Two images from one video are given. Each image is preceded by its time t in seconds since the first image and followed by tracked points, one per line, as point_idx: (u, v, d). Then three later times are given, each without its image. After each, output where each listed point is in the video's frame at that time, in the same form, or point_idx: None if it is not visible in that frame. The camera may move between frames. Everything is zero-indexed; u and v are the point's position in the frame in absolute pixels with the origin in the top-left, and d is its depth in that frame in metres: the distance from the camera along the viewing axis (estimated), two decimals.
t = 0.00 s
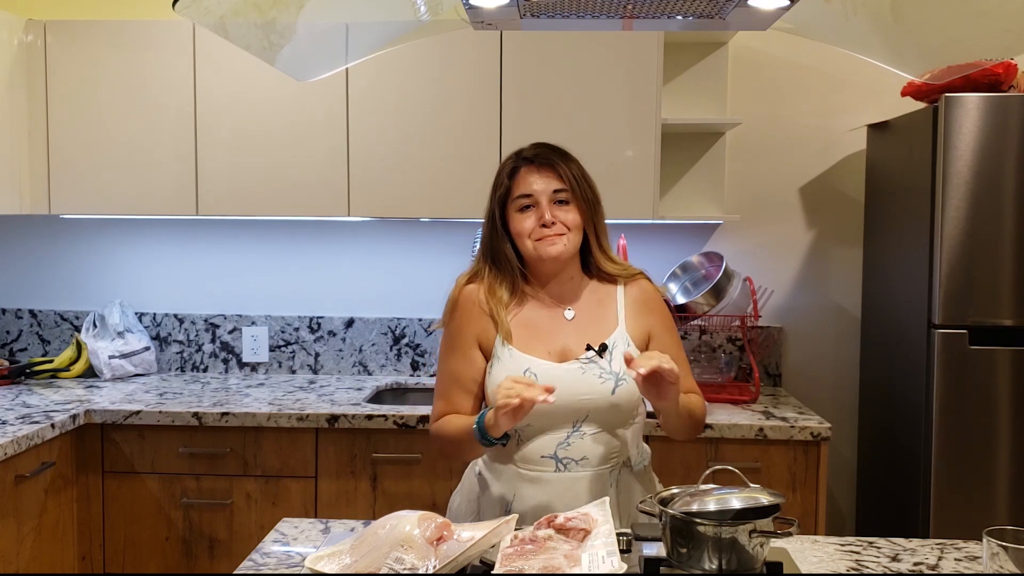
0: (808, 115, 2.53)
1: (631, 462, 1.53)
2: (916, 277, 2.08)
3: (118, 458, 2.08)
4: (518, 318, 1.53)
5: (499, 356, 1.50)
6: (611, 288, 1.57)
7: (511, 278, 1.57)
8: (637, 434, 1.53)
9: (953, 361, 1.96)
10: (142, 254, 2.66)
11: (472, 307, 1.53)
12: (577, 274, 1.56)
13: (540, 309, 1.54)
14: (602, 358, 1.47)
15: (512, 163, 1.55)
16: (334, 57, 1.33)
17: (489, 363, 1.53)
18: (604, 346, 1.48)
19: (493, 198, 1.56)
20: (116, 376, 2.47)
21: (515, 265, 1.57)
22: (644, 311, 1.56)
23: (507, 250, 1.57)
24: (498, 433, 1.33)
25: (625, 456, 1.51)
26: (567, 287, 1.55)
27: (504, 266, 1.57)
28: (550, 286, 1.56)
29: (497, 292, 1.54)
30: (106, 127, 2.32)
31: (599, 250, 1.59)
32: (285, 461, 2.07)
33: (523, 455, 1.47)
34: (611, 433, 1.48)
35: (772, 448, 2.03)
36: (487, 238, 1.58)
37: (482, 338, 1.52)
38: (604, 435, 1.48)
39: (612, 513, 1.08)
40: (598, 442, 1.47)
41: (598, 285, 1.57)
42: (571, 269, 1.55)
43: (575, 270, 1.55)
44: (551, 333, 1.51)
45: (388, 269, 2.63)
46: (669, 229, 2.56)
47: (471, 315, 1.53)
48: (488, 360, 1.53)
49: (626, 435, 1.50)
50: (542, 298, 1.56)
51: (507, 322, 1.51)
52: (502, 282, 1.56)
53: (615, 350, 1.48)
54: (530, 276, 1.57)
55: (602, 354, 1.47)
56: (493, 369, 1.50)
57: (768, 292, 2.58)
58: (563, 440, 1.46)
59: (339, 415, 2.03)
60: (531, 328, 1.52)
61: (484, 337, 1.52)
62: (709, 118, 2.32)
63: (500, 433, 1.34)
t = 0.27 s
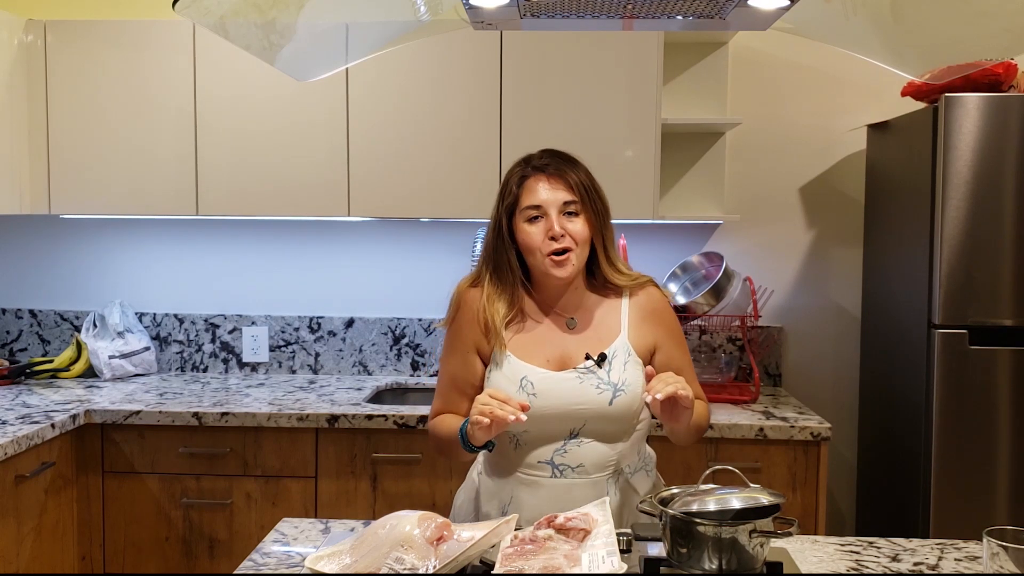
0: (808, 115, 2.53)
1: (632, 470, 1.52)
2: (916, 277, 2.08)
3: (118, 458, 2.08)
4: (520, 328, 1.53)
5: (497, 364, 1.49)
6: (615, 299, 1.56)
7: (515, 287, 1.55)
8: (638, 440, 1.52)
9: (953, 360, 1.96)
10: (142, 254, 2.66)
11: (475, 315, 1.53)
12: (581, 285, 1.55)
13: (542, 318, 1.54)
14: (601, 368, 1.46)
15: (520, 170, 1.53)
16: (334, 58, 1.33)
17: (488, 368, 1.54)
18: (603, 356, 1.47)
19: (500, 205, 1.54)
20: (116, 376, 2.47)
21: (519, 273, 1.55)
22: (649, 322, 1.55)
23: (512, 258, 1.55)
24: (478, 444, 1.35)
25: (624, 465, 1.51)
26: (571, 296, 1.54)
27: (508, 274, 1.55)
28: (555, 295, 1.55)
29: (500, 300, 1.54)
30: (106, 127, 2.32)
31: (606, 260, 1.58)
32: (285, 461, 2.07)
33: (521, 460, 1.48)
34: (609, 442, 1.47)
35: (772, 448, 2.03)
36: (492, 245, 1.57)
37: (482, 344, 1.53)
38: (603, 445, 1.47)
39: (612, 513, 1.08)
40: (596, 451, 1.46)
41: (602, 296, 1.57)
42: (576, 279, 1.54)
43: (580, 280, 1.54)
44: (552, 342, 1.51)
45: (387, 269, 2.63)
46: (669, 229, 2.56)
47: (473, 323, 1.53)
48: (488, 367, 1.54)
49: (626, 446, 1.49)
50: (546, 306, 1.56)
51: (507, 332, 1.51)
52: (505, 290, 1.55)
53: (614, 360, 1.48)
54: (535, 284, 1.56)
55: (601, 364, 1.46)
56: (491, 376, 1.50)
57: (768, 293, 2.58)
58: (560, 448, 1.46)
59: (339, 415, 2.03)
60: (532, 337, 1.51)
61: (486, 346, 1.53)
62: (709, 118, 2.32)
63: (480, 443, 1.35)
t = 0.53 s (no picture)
0: (808, 114, 2.53)
1: (632, 470, 1.52)
2: (916, 277, 2.08)
3: (118, 458, 2.08)
4: (521, 326, 1.53)
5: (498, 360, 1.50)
6: (618, 299, 1.55)
7: (518, 284, 1.56)
8: (639, 440, 1.52)
9: (953, 360, 1.96)
10: (142, 254, 2.66)
11: (477, 312, 1.54)
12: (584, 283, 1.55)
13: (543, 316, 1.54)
14: (601, 366, 1.46)
15: (527, 168, 1.53)
16: (334, 58, 1.33)
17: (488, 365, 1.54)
18: (603, 353, 1.47)
19: (505, 202, 1.55)
20: (116, 376, 2.47)
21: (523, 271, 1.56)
22: (650, 322, 1.54)
23: (516, 255, 1.55)
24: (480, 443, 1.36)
25: (624, 464, 1.50)
26: (573, 295, 1.54)
27: (513, 271, 1.57)
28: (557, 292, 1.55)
29: (503, 297, 1.55)
30: (106, 127, 2.31)
31: (610, 259, 1.57)
32: (285, 461, 2.07)
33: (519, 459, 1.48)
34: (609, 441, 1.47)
35: (772, 448, 2.03)
36: (497, 242, 1.57)
37: (484, 340, 1.54)
38: (601, 444, 1.47)
39: (612, 513, 1.08)
40: (594, 450, 1.46)
41: (605, 296, 1.56)
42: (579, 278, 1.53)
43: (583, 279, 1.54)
44: (552, 340, 1.51)
45: (387, 269, 2.63)
46: (669, 229, 2.56)
47: (475, 320, 1.54)
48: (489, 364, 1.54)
49: (626, 445, 1.49)
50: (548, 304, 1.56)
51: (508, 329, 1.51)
52: (508, 287, 1.56)
53: (614, 358, 1.47)
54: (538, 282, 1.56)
55: (600, 361, 1.46)
56: (491, 372, 1.50)
57: (768, 293, 2.58)
58: (558, 446, 1.46)
59: (339, 415, 2.03)
60: (533, 335, 1.51)
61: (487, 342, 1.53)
62: (709, 119, 2.32)
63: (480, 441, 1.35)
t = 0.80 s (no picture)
0: (808, 114, 2.53)
1: (632, 467, 1.51)
2: (916, 277, 2.08)
3: (118, 458, 2.08)
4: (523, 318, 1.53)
5: (499, 352, 1.50)
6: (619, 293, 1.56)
7: (522, 276, 1.56)
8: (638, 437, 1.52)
9: (953, 361, 1.96)
10: (142, 254, 2.66)
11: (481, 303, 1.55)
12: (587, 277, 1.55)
13: (545, 309, 1.54)
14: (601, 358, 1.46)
15: (537, 159, 1.53)
16: (335, 58, 1.33)
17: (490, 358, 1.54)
18: (604, 346, 1.47)
19: (514, 193, 1.55)
20: (116, 376, 2.47)
21: (528, 263, 1.56)
22: (651, 316, 1.54)
23: (523, 248, 1.56)
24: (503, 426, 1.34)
25: (623, 461, 1.50)
26: (577, 290, 1.54)
27: (517, 263, 1.57)
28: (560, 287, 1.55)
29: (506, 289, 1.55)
30: (106, 127, 2.31)
31: (613, 254, 1.58)
32: (285, 462, 2.07)
33: (519, 455, 1.47)
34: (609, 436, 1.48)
35: (772, 448, 2.03)
36: (503, 234, 1.57)
37: (486, 334, 1.54)
38: (601, 439, 1.47)
39: (612, 513, 1.07)
40: (594, 446, 1.46)
41: (607, 290, 1.56)
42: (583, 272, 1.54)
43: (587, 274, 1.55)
44: (553, 334, 1.51)
45: (388, 269, 2.63)
46: (669, 229, 2.56)
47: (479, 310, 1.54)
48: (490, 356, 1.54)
49: (625, 440, 1.49)
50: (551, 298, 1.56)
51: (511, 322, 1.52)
52: (512, 279, 1.56)
53: (615, 351, 1.48)
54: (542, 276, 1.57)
55: (601, 354, 1.47)
56: (492, 364, 1.50)
57: (768, 292, 2.58)
58: (558, 441, 1.46)
59: (339, 415, 2.03)
60: (534, 328, 1.52)
61: (490, 334, 1.54)
62: (709, 119, 2.32)
63: (503, 429, 1.35)
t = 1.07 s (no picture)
0: (808, 114, 2.53)
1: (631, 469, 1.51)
2: (916, 277, 2.07)
3: (118, 458, 2.08)
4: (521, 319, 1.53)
5: (497, 353, 1.50)
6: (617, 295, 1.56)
7: (519, 277, 1.56)
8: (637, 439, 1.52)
9: (953, 361, 1.96)
10: (142, 254, 2.66)
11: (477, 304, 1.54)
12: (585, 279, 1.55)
13: (542, 311, 1.54)
14: (601, 359, 1.46)
15: (534, 161, 1.53)
16: (335, 58, 1.33)
17: (485, 360, 1.54)
18: (603, 347, 1.47)
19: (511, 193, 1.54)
20: (116, 376, 2.47)
21: (525, 264, 1.56)
22: (650, 317, 1.54)
23: (519, 250, 1.55)
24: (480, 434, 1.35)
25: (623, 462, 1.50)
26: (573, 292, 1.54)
27: (515, 264, 1.57)
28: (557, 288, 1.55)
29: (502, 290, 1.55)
30: (106, 127, 2.31)
31: (612, 256, 1.57)
32: (286, 461, 2.07)
33: (518, 456, 1.48)
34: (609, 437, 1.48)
35: (772, 448, 2.03)
36: (500, 235, 1.57)
37: (481, 335, 1.54)
38: (601, 440, 1.47)
39: (612, 513, 1.07)
40: (594, 447, 1.46)
41: (605, 292, 1.56)
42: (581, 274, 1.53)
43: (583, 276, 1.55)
44: (552, 335, 1.51)
45: (388, 269, 2.63)
46: (669, 229, 2.56)
47: (475, 312, 1.54)
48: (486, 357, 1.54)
49: (625, 441, 1.49)
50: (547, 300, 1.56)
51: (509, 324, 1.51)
52: (509, 280, 1.56)
53: (615, 352, 1.47)
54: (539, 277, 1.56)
55: (601, 355, 1.46)
56: (489, 365, 1.50)
57: (768, 292, 2.58)
58: (558, 442, 1.46)
59: (339, 415, 2.03)
60: (532, 329, 1.51)
61: (485, 335, 1.53)
62: (709, 119, 2.32)
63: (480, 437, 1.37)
